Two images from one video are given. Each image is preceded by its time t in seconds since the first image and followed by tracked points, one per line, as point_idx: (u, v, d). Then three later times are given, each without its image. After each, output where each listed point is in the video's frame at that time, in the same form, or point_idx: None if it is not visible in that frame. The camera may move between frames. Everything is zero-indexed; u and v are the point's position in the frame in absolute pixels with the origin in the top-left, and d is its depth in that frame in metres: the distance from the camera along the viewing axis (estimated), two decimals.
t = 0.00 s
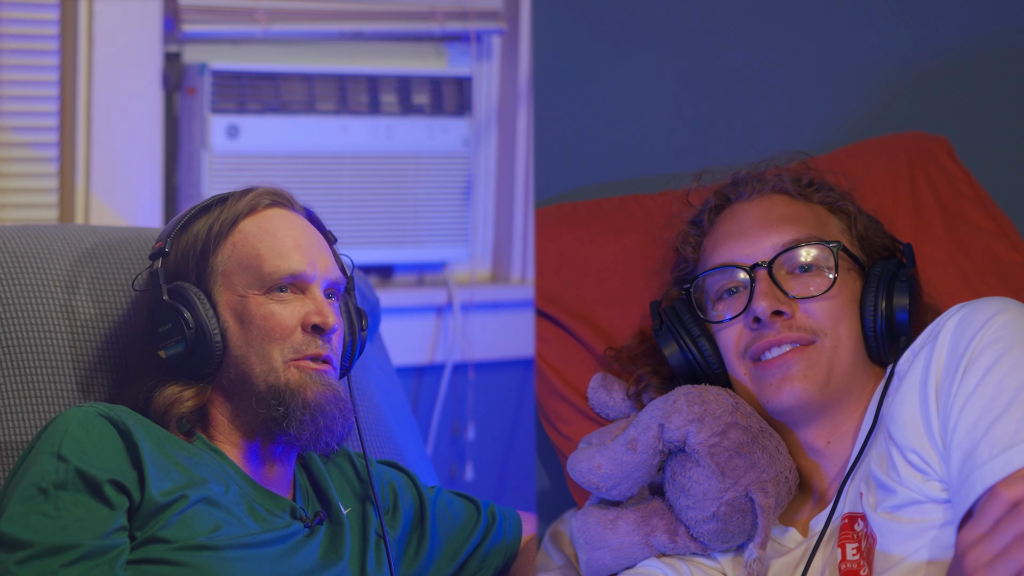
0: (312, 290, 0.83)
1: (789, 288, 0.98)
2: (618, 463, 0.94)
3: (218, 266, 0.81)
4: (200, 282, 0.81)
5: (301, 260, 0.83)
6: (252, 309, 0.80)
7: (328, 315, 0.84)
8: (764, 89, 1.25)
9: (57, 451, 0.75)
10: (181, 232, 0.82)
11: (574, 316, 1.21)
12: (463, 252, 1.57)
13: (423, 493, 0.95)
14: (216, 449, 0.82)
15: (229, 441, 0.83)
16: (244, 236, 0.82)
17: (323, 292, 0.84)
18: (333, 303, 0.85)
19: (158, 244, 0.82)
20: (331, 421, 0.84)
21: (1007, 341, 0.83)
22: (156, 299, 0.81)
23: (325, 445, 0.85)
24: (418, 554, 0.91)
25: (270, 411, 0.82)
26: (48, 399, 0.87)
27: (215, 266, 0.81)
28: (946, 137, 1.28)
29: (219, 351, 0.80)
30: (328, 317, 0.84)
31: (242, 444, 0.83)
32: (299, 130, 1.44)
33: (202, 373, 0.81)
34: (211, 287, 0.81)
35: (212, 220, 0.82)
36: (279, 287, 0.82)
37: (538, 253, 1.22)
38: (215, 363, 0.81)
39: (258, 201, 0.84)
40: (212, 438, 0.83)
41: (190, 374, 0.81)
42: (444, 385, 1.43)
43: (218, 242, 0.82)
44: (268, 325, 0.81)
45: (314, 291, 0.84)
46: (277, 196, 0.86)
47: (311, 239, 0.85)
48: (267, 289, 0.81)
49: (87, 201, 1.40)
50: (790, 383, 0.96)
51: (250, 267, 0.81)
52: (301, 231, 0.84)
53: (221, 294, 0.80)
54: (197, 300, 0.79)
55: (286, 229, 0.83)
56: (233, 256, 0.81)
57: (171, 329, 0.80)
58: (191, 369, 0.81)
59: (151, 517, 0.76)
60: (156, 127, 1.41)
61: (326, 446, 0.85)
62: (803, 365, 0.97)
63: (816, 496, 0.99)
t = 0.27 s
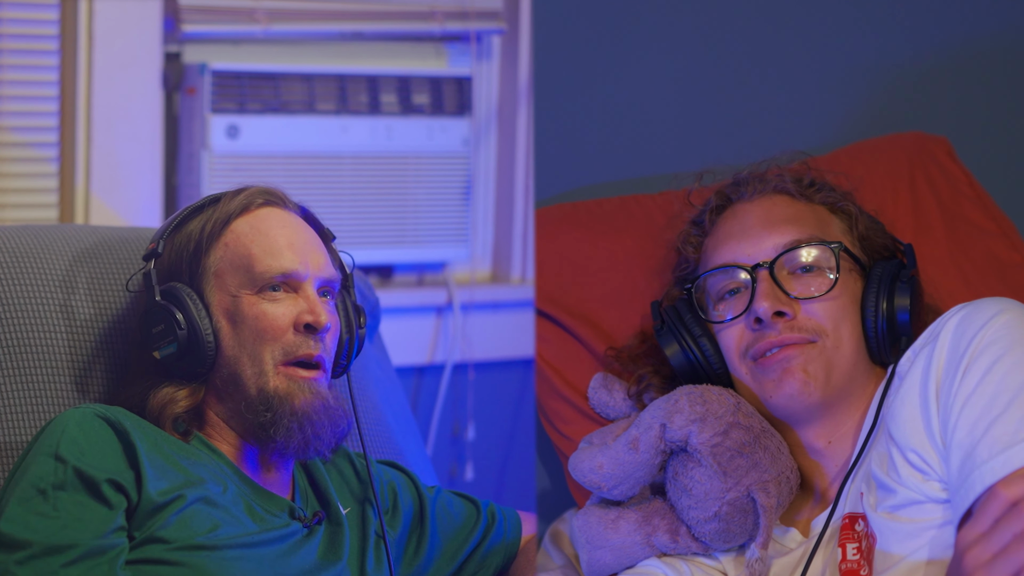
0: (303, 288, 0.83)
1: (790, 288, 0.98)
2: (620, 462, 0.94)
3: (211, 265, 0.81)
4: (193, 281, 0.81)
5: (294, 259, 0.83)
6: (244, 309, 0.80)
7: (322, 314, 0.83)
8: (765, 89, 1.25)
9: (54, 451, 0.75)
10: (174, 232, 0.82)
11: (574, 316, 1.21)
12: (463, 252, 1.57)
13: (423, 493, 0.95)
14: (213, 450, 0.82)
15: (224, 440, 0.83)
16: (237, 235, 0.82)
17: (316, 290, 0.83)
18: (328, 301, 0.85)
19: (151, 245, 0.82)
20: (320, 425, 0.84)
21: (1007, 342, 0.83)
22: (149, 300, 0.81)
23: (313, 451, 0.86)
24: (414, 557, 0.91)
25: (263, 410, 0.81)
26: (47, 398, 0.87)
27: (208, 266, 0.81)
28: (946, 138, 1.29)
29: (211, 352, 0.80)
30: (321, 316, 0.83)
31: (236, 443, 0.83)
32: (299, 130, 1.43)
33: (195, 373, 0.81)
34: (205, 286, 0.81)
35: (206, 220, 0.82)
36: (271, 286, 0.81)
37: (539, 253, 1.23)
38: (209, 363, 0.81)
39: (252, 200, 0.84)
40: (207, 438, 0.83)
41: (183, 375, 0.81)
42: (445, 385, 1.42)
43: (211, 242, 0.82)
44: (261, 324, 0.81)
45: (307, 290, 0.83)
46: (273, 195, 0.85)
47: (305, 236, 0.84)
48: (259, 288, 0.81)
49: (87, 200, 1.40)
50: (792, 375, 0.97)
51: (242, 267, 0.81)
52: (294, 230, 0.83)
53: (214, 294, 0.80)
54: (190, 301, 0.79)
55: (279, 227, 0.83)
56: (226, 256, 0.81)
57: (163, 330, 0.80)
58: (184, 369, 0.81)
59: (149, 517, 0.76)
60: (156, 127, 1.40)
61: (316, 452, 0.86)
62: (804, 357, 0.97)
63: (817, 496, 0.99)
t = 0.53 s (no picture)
0: (331, 291, 0.86)
1: (790, 289, 0.98)
2: (620, 463, 0.94)
3: (244, 258, 0.82)
4: (222, 274, 0.81)
5: (323, 259, 0.86)
6: (278, 308, 0.83)
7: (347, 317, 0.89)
8: (764, 89, 1.25)
9: (64, 458, 0.74)
10: (205, 220, 0.81)
11: (575, 316, 1.22)
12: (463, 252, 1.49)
13: (420, 489, 0.94)
14: (219, 450, 0.82)
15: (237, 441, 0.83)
16: (270, 231, 0.83)
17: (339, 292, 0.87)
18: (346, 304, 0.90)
19: (182, 231, 0.81)
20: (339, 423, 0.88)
21: (1008, 343, 0.83)
22: (174, 290, 0.81)
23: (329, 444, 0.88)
24: (411, 556, 0.91)
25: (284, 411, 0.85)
26: (46, 398, 0.87)
27: (241, 259, 0.81)
28: (946, 138, 1.29)
29: (241, 347, 0.82)
30: (349, 319, 0.88)
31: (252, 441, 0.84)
32: (299, 131, 1.38)
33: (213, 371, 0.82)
34: (238, 280, 0.82)
35: (234, 212, 0.82)
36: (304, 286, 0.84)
37: (540, 253, 1.23)
38: (237, 356, 0.82)
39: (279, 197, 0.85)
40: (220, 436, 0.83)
41: (203, 370, 0.82)
42: (444, 385, 1.39)
43: (242, 235, 0.82)
44: (294, 322, 0.84)
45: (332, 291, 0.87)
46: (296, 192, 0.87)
47: (328, 239, 0.87)
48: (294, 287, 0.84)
49: (87, 200, 1.41)
50: (791, 376, 0.97)
51: (279, 262, 0.82)
52: (320, 230, 0.86)
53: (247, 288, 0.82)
54: (223, 294, 0.80)
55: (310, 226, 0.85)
56: (259, 250, 0.82)
57: (194, 320, 0.80)
58: (206, 363, 0.82)
59: (162, 524, 0.77)
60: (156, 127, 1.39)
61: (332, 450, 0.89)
62: (804, 360, 0.97)
63: (817, 497, 0.99)
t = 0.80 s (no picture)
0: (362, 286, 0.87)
1: (789, 289, 0.98)
2: (619, 463, 0.94)
3: (290, 248, 0.80)
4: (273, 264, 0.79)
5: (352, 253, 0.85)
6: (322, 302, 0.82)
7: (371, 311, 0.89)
8: (764, 88, 1.24)
9: (129, 459, 0.75)
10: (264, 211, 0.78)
11: (574, 316, 1.22)
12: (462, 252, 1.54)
13: (414, 492, 0.96)
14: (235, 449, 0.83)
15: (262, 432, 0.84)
16: (313, 224, 0.81)
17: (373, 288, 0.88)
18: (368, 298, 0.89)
19: (242, 219, 0.77)
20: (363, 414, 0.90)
21: (1009, 343, 0.83)
22: (218, 278, 0.78)
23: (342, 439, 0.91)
24: (406, 557, 0.92)
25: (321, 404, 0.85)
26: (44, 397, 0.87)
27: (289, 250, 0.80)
28: (946, 138, 1.30)
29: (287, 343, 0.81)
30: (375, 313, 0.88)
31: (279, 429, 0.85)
32: (297, 133, 1.37)
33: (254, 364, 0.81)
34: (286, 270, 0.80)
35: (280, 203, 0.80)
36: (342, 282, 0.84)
37: (540, 253, 1.23)
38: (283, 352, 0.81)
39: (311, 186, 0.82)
40: (247, 432, 0.83)
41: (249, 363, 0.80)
42: (444, 385, 1.39)
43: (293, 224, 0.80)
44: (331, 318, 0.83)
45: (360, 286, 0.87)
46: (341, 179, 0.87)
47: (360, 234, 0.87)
48: (334, 283, 0.83)
49: (87, 200, 1.41)
50: (790, 380, 0.97)
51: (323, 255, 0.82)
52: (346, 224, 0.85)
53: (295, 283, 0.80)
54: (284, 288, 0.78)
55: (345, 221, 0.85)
56: (307, 243, 0.81)
57: (255, 312, 0.77)
58: (249, 356, 0.79)
59: (211, 534, 0.77)
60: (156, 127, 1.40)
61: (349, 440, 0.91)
62: (803, 362, 0.97)
63: (817, 497, 0.99)
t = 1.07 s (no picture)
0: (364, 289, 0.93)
1: (790, 289, 0.98)
2: (619, 464, 0.94)
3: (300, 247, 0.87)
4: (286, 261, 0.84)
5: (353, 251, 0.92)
6: (332, 302, 0.88)
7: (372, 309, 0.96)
8: (764, 88, 1.25)
9: (140, 449, 0.75)
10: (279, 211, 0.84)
11: (574, 316, 1.21)
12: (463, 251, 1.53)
13: (419, 491, 0.99)
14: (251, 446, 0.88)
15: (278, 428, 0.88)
16: (318, 222, 0.88)
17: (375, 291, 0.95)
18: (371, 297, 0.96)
19: (260, 215, 0.81)
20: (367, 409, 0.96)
21: (1010, 341, 0.83)
22: (240, 279, 0.81)
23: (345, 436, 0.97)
24: (413, 554, 0.95)
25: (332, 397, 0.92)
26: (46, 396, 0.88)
27: (300, 250, 0.86)
28: (946, 138, 1.29)
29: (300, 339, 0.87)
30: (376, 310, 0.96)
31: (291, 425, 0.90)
32: (297, 131, 1.38)
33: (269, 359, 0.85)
34: (298, 269, 0.86)
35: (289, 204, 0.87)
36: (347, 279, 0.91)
37: (540, 253, 1.24)
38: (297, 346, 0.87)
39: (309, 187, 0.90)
40: (263, 427, 0.87)
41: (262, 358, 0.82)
42: (444, 385, 1.43)
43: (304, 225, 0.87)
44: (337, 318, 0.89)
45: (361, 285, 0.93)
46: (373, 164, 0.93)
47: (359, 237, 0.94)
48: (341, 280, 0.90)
49: (87, 200, 1.40)
50: (790, 389, 0.96)
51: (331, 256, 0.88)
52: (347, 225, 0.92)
53: (306, 279, 0.87)
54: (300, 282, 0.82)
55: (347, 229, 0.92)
56: (318, 244, 0.88)
57: (274, 307, 0.80)
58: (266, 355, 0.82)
59: (218, 528, 0.79)
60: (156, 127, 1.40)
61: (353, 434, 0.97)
62: (805, 370, 0.97)
63: (817, 497, 0.99)
